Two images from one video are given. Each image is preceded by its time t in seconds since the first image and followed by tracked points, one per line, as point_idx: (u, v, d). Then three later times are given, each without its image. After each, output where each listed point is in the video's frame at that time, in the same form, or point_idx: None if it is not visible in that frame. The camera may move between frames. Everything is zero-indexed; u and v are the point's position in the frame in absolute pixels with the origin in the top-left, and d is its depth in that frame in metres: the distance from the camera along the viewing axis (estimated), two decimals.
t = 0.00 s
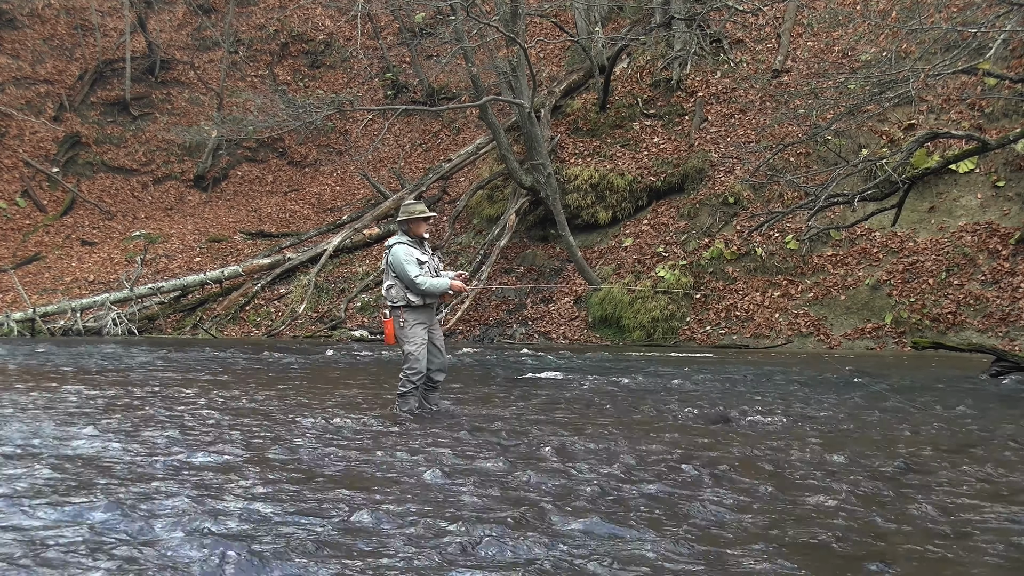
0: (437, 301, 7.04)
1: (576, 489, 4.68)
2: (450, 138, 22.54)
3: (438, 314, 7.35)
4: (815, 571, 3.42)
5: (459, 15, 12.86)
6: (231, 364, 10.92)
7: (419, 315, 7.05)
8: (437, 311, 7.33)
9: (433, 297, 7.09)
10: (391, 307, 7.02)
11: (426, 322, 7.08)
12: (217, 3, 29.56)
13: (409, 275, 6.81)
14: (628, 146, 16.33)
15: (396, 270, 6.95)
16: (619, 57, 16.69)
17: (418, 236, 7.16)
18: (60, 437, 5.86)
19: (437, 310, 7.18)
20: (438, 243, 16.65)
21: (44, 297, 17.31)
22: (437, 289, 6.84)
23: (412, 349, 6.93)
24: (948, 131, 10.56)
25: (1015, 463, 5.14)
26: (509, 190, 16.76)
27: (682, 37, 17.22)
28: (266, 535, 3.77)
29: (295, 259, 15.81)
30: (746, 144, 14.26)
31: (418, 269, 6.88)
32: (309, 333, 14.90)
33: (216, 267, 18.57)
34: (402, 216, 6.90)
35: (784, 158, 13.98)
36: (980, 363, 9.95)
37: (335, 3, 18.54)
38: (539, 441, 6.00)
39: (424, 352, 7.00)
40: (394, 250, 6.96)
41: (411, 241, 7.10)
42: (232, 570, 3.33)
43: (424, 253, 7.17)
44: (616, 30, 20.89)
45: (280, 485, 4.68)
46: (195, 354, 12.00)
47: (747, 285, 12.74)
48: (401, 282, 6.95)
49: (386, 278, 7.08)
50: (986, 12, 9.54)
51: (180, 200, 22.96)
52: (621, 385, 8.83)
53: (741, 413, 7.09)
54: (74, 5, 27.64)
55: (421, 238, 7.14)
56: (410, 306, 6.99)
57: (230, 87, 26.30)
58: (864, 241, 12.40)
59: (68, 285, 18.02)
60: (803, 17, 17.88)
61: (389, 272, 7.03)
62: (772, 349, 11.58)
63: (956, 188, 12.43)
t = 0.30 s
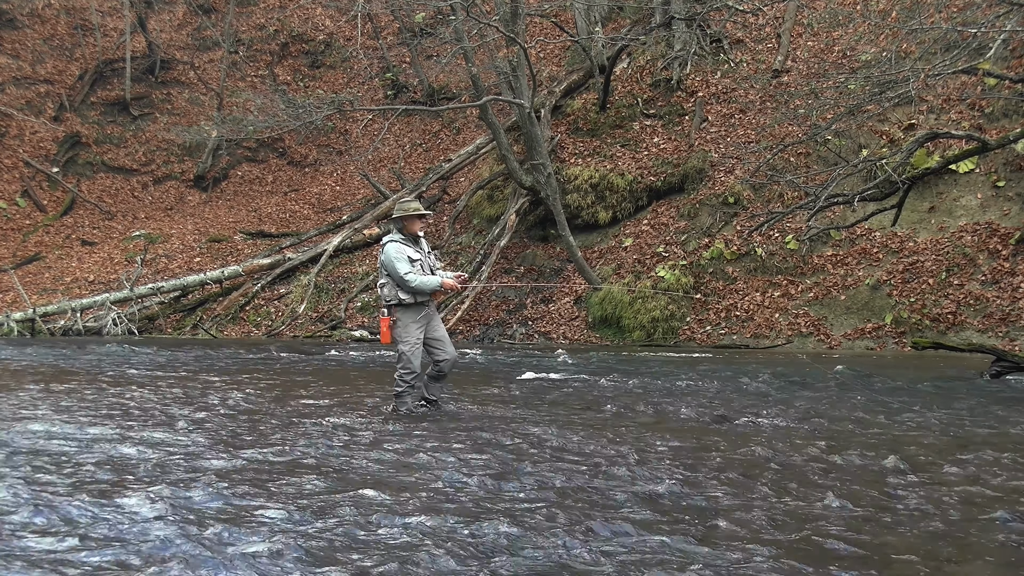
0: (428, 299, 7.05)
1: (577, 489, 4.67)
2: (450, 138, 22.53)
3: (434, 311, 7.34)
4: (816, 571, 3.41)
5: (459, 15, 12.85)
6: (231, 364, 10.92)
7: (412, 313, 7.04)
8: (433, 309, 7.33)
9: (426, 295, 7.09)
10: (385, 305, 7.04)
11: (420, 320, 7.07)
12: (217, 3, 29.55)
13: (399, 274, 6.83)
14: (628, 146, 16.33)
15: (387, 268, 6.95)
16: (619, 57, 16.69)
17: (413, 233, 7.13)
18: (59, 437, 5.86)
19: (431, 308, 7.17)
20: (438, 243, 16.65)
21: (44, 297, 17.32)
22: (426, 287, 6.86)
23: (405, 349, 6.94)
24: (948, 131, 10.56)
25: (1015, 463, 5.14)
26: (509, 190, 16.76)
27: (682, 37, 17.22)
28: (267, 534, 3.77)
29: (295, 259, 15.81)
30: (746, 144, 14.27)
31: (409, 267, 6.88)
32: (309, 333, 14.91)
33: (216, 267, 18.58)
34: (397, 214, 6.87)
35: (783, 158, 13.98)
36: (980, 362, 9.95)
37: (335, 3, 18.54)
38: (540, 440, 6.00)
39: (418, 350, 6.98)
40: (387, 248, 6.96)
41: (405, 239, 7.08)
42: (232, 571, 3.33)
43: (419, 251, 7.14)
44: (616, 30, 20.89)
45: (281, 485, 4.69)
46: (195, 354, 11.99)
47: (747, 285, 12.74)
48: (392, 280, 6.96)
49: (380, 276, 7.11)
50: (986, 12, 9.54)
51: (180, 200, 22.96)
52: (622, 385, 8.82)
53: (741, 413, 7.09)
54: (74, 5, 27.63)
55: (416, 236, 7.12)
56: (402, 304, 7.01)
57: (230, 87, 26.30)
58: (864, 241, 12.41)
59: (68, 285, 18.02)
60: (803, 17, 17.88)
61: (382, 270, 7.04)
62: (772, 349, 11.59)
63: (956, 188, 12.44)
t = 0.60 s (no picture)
0: (426, 300, 6.97)
1: (576, 489, 4.66)
2: (450, 138, 22.54)
3: (435, 312, 7.26)
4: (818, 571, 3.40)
5: (459, 15, 12.85)
6: (231, 363, 10.92)
7: (410, 313, 6.98)
8: (433, 310, 7.24)
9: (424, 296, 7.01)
10: (383, 305, 6.99)
11: (418, 321, 7.01)
12: (217, 3, 29.54)
13: (396, 274, 6.76)
14: (628, 146, 16.33)
15: (387, 267, 6.91)
16: (619, 57, 16.68)
17: (416, 234, 7.08)
18: (57, 437, 5.85)
19: (430, 308, 7.10)
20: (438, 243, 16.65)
21: (44, 297, 17.32)
22: (422, 287, 6.77)
23: (402, 349, 6.91)
24: (948, 131, 10.55)
25: (1015, 463, 5.13)
26: (509, 190, 16.76)
27: (682, 37, 17.21)
28: (264, 534, 3.76)
29: (295, 259, 15.80)
30: (746, 144, 14.27)
31: (407, 267, 6.81)
32: (309, 333, 14.91)
33: (216, 267, 18.58)
34: (400, 213, 6.84)
35: (783, 158, 13.98)
36: (980, 363, 9.94)
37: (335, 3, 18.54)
38: (538, 440, 5.99)
39: (414, 350, 6.92)
40: (387, 247, 6.92)
41: (406, 239, 7.04)
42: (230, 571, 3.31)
43: (421, 252, 7.09)
44: (616, 30, 20.89)
45: (280, 484, 4.67)
46: (195, 354, 11.99)
47: (747, 285, 12.74)
48: (391, 280, 6.90)
49: (380, 276, 7.06)
50: (986, 12, 9.54)
51: (180, 200, 22.97)
52: (621, 385, 8.82)
53: (741, 413, 7.08)
54: (74, 5, 27.63)
55: (417, 236, 7.06)
56: (399, 304, 6.94)
57: (230, 87, 26.30)
58: (865, 241, 12.40)
59: (68, 285, 18.02)
60: (803, 17, 17.88)
61: (383, 270, 7.00)
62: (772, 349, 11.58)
63: (956, 188, 12.43)
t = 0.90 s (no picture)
0: (429, 300, 6.80)
1: (576, 489, 4.65)
2: (450, 138, 22.54)
3: (443, 315, 7.14)
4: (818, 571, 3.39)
5: (459, 15, 12.84)
6: (231, 363, 10.93)
7: (416, 314, 6.85)
8: (442, 313, 7.12)
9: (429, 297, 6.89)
10: (391, 307, 6.93)
11: (423, 323, 6.91)
12: (217, 3, 29.54)
13: (398, 273, 6.70)
14: (628, 146, 16.33)
15: (392, 268, 6.84)
16: (619, 57, 16.67)
17: (425, 236, 7.01)
18: (57, 437, 5.84)
19: (437, 311, 6.98)
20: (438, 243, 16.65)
21: (44, 297, 17.32)
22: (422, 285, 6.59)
23: (406, 351, 6.84)
24: (948, 131, 10.55)
25: (1014, 463, 5.13)
26: (509, 190, 16.76)
27: (682, 37, 17.20)
28: (263, 533, 3.76)
29: (295, 259, 15.80)
30: (746, 144, 14.27)
31: (410, 266, 6.76)
32: (309, 333, 14.91)
33: (216, 267, 18.59)
34: (409, 213, 6.80)
35: (783, 158, 13.98)
36: (980, 363, 9.94)
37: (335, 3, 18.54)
38: (538, 440, 5.98)
39: (416, 351, 6.79)
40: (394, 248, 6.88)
41: (415, 241, 6.97)
42: (229, 571, 3.30)
43: (429, 253, 6.99)
44: (616, 30, 20.89)
45: (280, 484, 4.67)
46: (195, 354, 12.00)
47: (747, 285, 12.73)
48: (396, 281, 6.83)
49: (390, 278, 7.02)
50: (986, 12, 9.54)
51: (180, 200, 22.97)
52: (621, 385, 8.82)
53: (740, 413, 7.07)
54: (74, 5, 27.64)
55: (426, 238, 7.00)
56: (404, 306, 6.88)
57: (230, 87, 26.31)
58: (864, 241, 12.40)
59: (68, 285, 18.02)
60: (803, 17, 17.87)
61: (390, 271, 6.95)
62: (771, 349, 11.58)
63: (956, 188, 12.43)
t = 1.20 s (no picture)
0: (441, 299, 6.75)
1: (577, 490, 4.63)
2: (450, 138, 22.53)
3: (456, 316, 7.08)
4: (819, 571, 3.38)
5: (459, 15, 12.84)
6: (231, 363, 10.92)
7: (428, 312, 6.79)
8: (454, 314, 7.06)
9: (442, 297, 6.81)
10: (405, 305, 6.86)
11: (434, 323, 6.85)
12: (217, 3, 29.52)
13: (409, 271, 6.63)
14: (628, 146, 16.34)
15: (407, 265, 6.77)
16: (619, 57, 16.68)
17: (443, 236, 6.91)
18: (57, 437, 5.83)
19: (449, 312, 6.92)
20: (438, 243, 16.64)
21: (44, 297, 17.31)
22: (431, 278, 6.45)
23: (416, 349, 6.82)
24: (948, 131, 10.56)
25: (1014, 462, 5.13)
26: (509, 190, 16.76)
27: (682, 37, 17.20)
28: (264, 534, 3.76)
29: (295, 259, 15.79)
30: (746, 144, 14.28)
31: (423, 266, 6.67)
32: (309, 333, 14.90)
33: (216, 267, 18.58)
34: (425, 214, 6.71)
35: (783, 158, 13.98)
36: (980, 363, 9.94)
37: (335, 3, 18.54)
38: (538, 440, 5.98)
39: (428, 350, 6.77)
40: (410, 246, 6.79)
41: (431, 241, 6.87)
42: (228, 572, 3.28)
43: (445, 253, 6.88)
44: (616, 30, 20.90)
45: (280, 485, 4.67)
46: (195, 354, 11.99)
47: (747, 285, 12.74)
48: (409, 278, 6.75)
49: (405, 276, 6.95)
50: (986, 12, 9.55)
51: (180, 200, 22.96)
52: (621, 385, 8.82)
53: (741, 413, 7.07)
54: (74, 5, 27.62)
55: (444, 237, 6.88)
56: (416, 305, 6.82)
57: (230, 87, 26.30)
58: (864, 241, 12.41)
59: (68, 285, 18.01)
60: (803, 17, 17.88)
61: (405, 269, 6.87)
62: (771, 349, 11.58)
63: (956, 188, 12.44)
